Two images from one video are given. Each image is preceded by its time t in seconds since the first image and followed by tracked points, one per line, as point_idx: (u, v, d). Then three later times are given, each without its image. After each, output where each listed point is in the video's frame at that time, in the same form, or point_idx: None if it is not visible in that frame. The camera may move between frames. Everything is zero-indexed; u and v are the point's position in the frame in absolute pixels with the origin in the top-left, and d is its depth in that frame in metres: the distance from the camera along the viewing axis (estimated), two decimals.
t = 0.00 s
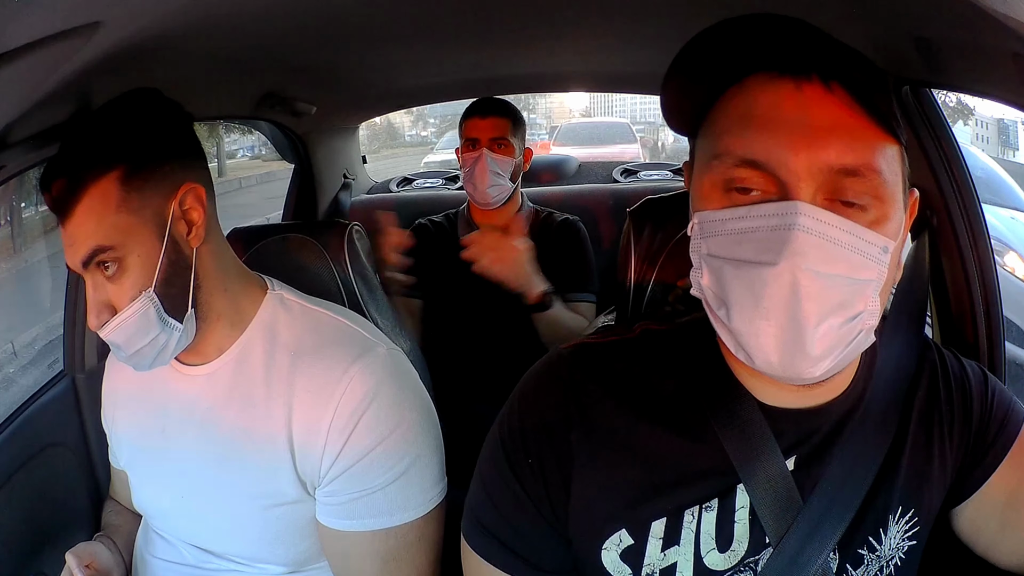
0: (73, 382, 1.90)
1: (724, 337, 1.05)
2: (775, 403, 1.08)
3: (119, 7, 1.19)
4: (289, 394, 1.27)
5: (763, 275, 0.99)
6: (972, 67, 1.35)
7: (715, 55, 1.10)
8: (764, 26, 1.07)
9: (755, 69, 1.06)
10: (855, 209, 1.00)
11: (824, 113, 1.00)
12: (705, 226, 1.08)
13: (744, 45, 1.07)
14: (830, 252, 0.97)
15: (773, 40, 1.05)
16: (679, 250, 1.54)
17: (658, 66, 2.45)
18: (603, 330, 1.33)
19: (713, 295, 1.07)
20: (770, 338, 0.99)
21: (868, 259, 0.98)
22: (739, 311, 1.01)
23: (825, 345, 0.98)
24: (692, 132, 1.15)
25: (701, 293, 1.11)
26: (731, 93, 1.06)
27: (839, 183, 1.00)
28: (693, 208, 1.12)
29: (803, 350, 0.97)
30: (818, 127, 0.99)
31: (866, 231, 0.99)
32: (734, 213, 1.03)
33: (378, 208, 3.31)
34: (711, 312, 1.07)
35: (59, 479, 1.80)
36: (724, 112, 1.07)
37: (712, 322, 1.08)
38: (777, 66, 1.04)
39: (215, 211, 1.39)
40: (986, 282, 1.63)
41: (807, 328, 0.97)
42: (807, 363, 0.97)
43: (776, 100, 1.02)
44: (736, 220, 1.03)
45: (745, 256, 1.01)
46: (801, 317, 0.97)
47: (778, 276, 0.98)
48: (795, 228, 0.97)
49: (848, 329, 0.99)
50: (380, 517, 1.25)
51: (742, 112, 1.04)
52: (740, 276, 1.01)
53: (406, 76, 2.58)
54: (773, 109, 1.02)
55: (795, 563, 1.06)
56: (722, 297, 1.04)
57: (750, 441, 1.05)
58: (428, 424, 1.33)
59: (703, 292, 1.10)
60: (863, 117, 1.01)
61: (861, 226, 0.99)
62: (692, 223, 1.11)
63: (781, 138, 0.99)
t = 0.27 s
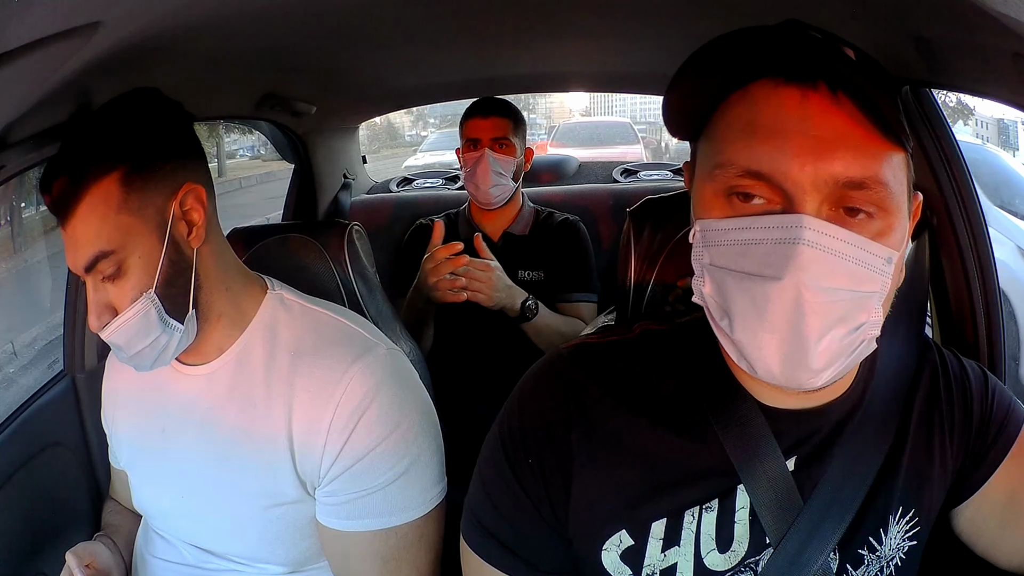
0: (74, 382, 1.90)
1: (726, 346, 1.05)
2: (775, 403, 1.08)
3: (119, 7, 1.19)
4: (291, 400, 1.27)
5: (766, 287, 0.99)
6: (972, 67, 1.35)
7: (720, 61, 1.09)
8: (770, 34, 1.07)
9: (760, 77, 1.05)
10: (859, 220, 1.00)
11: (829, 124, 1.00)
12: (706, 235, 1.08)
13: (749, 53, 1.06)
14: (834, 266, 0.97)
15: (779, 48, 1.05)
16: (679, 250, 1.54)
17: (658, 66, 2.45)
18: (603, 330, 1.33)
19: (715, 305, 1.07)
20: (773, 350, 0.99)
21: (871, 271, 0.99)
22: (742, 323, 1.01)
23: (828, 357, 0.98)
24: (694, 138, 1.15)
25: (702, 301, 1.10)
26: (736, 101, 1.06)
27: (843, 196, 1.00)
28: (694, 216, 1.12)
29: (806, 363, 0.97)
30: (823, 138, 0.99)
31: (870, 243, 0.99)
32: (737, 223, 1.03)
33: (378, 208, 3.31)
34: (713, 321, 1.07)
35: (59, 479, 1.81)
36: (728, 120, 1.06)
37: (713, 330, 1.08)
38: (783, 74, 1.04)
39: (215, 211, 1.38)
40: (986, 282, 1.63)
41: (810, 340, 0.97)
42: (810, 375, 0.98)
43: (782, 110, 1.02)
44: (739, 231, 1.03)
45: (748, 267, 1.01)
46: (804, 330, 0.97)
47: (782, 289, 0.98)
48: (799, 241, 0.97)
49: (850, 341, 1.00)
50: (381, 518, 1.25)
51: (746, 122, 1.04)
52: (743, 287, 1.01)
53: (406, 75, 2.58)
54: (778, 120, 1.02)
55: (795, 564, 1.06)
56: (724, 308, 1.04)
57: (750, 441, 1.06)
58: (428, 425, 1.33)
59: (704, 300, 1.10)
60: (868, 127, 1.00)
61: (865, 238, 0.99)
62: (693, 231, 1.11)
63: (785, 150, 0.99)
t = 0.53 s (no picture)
0: (74, 382, 1.90)
1: (725, 340, 1.05)
2: (775, 403, 1.08)
3: (118, 7, 1.19)
4: (290, 396, 1.27)
5: (765, 280, 0.99)
6: (973, 66, 1.35)
7: (718, 56, 1.09)
8: (770, 29, 1.07)
9: (760, 72, 1.05)
10: (858, 213, 1.00)
11: (828, 117, 1.00)
12: (706, 229, 1.08)
13: (749, 48, 1.06)
14: (833, 258, 0.97)
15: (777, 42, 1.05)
16: (679, 250, 1.54)
17: (658, 66, 2.45)
18: (603, 330, 1.33)
19: (714, 299, 1.07)
20: (772, 343, 0.99)
21: (870, 265, 0.98)
22: (741, 316, 1.01)
23: (828, 350, 0.98)
24: (694, 133, 1.15)
25: (702, 296, 1.11)
26: (735, 95, 1.06)
27: (842, 188, 1.00)
28: (694, 210, 1.12)
29: (805, 355, 0.97)
30: (822, 132, 0.99)
31: (869, 235, 0.98)
32: (736, 216, 1.03)
33: (378, 208, 3.31)
34: (712, 315, 1.07)
35: (59, 479, 1.80)
36: (728, 114, 1.07)
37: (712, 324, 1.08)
38: (781, 69, 1.04)
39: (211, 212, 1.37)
40: (986, 282, 1.63)
41: (810, 333, 0.97)
42: (809, 368, 0.97)
43: (780, 103, 1.02)
44: (738, 224, 1.03)
45: (747, 260, 1.01)
46: (802, 322, 0.97)
47: (781, 281, 0.98)
48: (798, 234, 0.97)
49: (850, 334, 0.99)
50: (380, 518, 1.25)
51: (745, 115, 1.04)
52: (742, 280, 1.01)
53: (407, 76, 2.58)
54: (777, 113, 1.02)
55: (795, 563, 1.06)
56: (723, 301, 1.05)
57: (750, 442, 1.05)
58: (427, 424, 1.33)
59: (704, 295, 1.10)
60: (867, 120, 1.00)
61: (864, 231, 0.99)
62: (693, 225, 1.11)
63: (784, 143, 1.00)
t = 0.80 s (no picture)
0: (73, 382, 1.90)
1: (724, 342, 1.05)
2: (775, 403, 1.08)
3: (118, 7, 1.19)
4: (289, 397, 1.27)
5: (764, 283, 0.99)
6: (973, 66, 1.35)
7: (718, 58, 1.09)
8: (770, 31, 1.07)
9: (759, 74, 1.05)
10: (858, 216, 1.00)
11: (827, 120, 1.00)
12: (705, 231, 1.08)
13: (749, 50, 1.06)
14: (832, 261, 0.97)
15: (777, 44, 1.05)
16: (679, 250, 1.54)
17: (658, 66, 2.45)
18: (603, 330, 1.33)
19: (713, 301, 1.07)
20: (771, 346, 0.99)
21: (870, 267, 0.98)
22: (740, 318, 1.01)
23: (826, 353, 0.98)
24: (693, 135, 1.15)
25: (701, 298, 1.10)
26: (735, 98, 1.06)
27: (842, 191, 1.00)
28: (693, 212, 1.12)
29: (804, 358, 0.97)
30: (821, 134, 0.99)
31: (869, 238, 0.98)
32: (735, 219, 1.03)
33: (378, 208, 3.31)
34: (711, 317, 1.07)
35: (59, 479, 1.80)
36: (728, 116, 1.06)
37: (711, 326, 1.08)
38: (781, 71, 1.04)
39: (212, 214, 1.37)
40: (985, 282, 1.63)
41: (809, 336, 0.97)
42: (808, 371, 0.97)
43: (780, 106, 1.02)
44: (737, 227, 1.02)
45: (746, 263, 1.01)
46: (801, 325, 0.97)
47: (780, 284, 0.98)
48: (797, 237, 0.97)
49: (849, 337, 0.99)
50: (380, 518, 1.25)
51: (744, 118, 1.04)
52: (741, 283, 1.01)
53: (407, 76, 2.58)
54: (776, 116, 1.02)
55: (795, 563, 1.06)
56: (722, 303, 1.04)
57: (750, 442, 1.05)
58: (427, 425, 1.33)
59: (703, 297, 1.10)
60: (867, 123, 1.00)
61: (864, 234, 0.99)
62: (692, 227, 1.11)
63: (784, 146, 1.00)
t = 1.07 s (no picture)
0: (73, 382, 1.90)
1: (723, 342, 1.05)
2: (775, 404, 1.08)
3: (118, 7, 1.19)
4: (289, 396, 1.27)
5: (763, 282, 0.99)
6: (973, 66, 1.35)
7: (717, 58, 1.09)
8: (770, 31, 1.07)
9: (758, 74, 1.05)
10: (857, 215, 1.00)
11: (826, 120, 1.00)
12: (705, 231, 1.08)
13: (748, 50, 1.06)
14: (831, 260, 0.97)
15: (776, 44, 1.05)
16: (679, 250, 1.54)
17: (658, 66, 2.45)
18: (604, 330, 1.33)
19: (713, 300, 1.07)
20: (770, 345, 0.99)
21: (869, 267, 0.98)
22: (739, 318, 1.01)
23: (825, 352, 0.98)
24: (693, 135, 1.15)
25: (700, 298, 1.10)
26: (734, 98, 1.06)
27: (841, 191, 1.00)
28: (693, 211, 1.12)
29: (803, 358, 0.97)
30: (820, 135, 0.99)
31: (868, 237, 0.99)
32: (734, 219, 1.03)
33: (378, 208, 3.31)
34: (711, 316, 1.07)
35: (58, 479, 1.80)
36: (727, 116, 1.07)
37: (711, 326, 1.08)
38: (781, 71, 1.04)
39: (213, 215, 1.37)
40: (985, 282, 1.63)
41: (808, 336, 0.97)
42: (807, 370, 0.97)
43: (779, 105, 1.02)
44: (736, 226, 1.02)
45: (745, 262, 1.01)
46: (801, 325, 0.97)
47: (779, 283, 0.98)
48: (796, 236, 0.97)
49: (848, 337, 0.99)
50: (379, 517, 1.25)
51: (743, 117, 1.04)
52: (740, 282, 1.01)
53: (407, 76, 2.58)
54: (775, 116, 1.02)
55: (795, 564, 1.06)
56: (721, 303, 1.04)
57: (750, 443, 1.05)
58: (427, 424, 1.33)
59: (702, 296, 1.10)
60: (866, 123, 1.00)
61: (862, 233, 0.99)
62: (692, 227, 1.11)
63: (783, 145, 1.00)
